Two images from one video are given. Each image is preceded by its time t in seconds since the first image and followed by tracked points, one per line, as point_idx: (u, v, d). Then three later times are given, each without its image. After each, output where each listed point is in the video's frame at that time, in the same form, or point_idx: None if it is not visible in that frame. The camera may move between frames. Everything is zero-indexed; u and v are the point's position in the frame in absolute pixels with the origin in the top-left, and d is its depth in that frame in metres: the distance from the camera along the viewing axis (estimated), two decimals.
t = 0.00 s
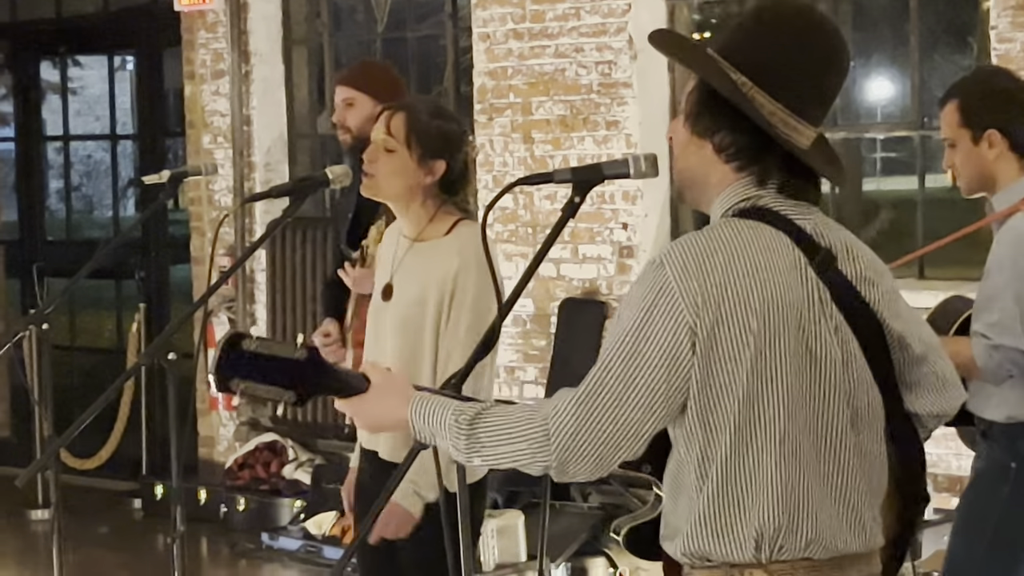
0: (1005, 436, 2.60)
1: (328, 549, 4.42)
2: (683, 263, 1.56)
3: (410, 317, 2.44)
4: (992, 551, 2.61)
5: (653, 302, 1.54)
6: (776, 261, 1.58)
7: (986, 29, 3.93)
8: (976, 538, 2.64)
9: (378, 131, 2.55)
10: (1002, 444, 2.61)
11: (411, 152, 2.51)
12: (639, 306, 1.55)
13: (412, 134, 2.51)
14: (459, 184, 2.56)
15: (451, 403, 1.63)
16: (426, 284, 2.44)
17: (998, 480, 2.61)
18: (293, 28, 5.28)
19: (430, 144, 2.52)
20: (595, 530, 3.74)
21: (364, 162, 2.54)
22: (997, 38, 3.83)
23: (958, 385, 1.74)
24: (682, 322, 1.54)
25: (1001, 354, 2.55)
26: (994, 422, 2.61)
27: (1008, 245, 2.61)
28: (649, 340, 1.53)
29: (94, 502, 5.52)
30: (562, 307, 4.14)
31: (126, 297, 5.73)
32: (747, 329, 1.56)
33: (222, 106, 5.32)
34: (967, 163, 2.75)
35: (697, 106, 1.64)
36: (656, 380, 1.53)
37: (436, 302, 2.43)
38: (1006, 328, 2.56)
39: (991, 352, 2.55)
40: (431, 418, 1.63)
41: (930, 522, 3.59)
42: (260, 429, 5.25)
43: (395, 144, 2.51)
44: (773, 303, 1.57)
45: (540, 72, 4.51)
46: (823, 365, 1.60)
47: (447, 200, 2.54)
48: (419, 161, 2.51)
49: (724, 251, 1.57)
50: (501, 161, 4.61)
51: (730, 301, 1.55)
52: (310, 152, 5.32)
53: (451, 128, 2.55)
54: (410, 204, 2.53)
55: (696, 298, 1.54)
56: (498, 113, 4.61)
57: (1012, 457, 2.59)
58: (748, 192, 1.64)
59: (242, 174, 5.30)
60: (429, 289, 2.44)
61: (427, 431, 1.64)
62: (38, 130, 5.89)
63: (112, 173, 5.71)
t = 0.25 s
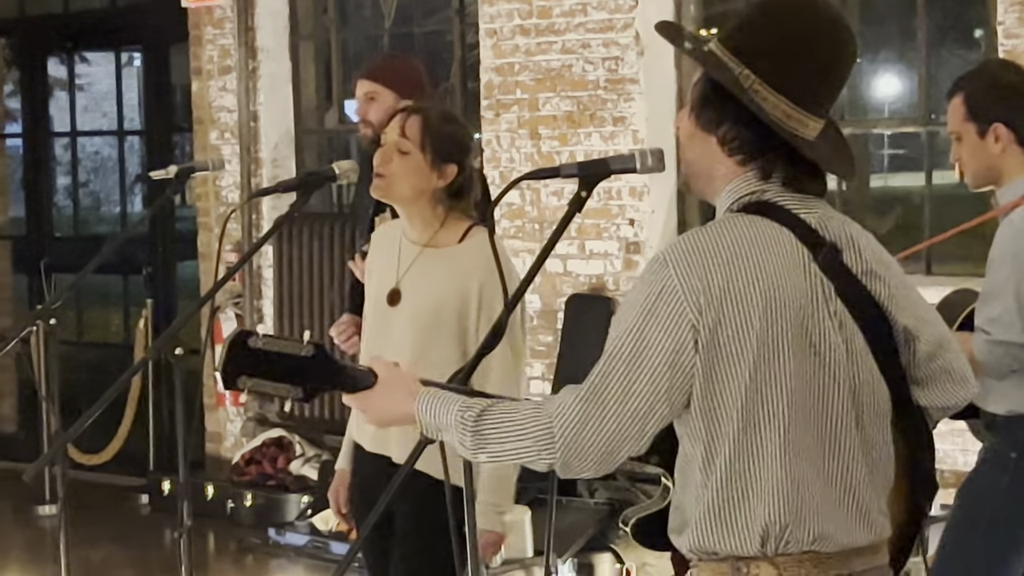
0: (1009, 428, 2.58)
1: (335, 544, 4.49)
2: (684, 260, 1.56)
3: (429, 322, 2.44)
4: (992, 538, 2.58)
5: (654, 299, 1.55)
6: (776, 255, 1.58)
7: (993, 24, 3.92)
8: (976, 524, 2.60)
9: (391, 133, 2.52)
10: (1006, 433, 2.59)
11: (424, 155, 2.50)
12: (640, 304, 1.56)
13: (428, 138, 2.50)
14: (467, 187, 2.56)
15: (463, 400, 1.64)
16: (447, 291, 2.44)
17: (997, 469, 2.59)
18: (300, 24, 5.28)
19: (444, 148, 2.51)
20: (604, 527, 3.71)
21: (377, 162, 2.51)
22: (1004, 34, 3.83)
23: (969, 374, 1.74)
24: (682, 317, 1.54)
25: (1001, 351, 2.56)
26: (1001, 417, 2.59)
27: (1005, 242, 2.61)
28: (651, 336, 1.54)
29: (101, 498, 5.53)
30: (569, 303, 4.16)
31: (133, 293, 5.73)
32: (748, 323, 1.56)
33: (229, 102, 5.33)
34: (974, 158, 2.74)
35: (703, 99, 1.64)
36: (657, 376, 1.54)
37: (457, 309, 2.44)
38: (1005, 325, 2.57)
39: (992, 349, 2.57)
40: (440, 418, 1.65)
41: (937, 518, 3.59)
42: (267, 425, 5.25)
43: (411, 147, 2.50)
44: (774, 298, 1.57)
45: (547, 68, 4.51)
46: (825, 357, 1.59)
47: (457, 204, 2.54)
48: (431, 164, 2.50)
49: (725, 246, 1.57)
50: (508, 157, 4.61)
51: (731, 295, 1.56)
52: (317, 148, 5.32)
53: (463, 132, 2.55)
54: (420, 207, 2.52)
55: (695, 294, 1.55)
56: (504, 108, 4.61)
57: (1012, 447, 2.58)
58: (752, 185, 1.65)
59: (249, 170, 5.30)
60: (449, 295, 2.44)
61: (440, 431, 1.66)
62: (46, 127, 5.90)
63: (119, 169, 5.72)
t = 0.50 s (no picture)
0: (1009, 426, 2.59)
1: (342, 540, 4.50)
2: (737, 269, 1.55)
3: (448, 321, 2.44)
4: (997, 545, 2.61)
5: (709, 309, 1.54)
6: (821, 264, 1.59)
7: (1000, 20, 3.91)
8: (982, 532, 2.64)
9: (398, 130, 2.52)
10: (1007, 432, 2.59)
11: (434, 150, 2.50)
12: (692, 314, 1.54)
13: (438, 134, 2.51)
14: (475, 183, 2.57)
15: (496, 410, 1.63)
16: (464, 287, 2.45)
17: (999, 471, 2.60)
18: (307, 20, 5.29)
19: (454, 145, 2.52)
20: (609, 522, 3.72)
21: (387, 159, 2.50)
22: (1012, 30, 3.81)
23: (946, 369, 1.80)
24: (740, 329, 1.54)
25: (991, 349, 2.52)
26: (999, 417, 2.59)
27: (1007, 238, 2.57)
28: (709, 348, 1.53)
29: (108, 494, 5.54)
30: (576, 299, 4.14)
31: (140, 289, 5.73)
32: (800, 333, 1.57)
33: (236, 98, 5.33)
34: (981, 152, 2.74)
35: (722, 107, 1.63)
36: (713, 387, 1.53)
37: (474, 305, 2.45)
38: (994, 322, 2.53)
39: (982, 347, 2.52)
40: (475, 427, 1.63)
41: (944, 514, 3.59)
42: (274, 421, 5.25)
43: (421, 144, 2.50)
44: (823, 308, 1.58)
45: (554, 64, 4.51)
46: (865, 365, 1.62)
47: (467, 202, 2.54)
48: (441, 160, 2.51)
49: (774, 256, 1.57)
50: (515, 152, 4.60)
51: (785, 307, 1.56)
52: (324, 144, 5.32)
53: (470, 131, 2.56)
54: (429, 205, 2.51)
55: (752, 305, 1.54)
56: (512, 104, 4.61)
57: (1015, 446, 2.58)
58: (776, 192, 1.64)
59: (256, 166, 5.30)
60: (465, 291, 2.45)
61: (471, 438, 1.63)
62: (53, 123, 5.91)
63: (126, 165, 5.72)
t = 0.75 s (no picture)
0: (1013, 415, 2.59)
1: (348, 538, 4.44)
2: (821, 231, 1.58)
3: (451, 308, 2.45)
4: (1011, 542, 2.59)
5: (801, 268, 1.56)
6: (880, 233, 1.64)
7: (1008, 17, 3.91)
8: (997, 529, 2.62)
9: (404, 118, 2.56)
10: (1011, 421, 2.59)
11: (441, 136, 2.53)
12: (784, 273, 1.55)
13: (442, 119, 2.54)
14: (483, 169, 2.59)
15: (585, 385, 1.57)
16: (466, 272, 2.45)
17: (1006, 463, 2.59)
18: (314, 17, 5.29)
19: (458, 129, 2.54)
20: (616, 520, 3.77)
21: (394, 148, 2.54)
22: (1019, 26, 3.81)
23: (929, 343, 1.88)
24: (828, 289, 1.56)
25: (982, 331, 2.56)
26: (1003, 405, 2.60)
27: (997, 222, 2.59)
28: (805, 305, 1.55)
29: (115, 491, 5.55)
30: (582, 297, 4.16)
31: (147, 287, 5.74)
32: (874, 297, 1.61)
33: (243, 95, 5.33)
34: (983, 137, 2.74)
35: (744, 82, 1.65)
36: (806, 348, 1.55)
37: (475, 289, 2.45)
38: (984, 305, 2.56)
39: (974, 330, 2.56)
40: (566, 401, 1.56)
41: (951, 511, 3.59)
42: (281, 418, 5.26)
43: (426, 130, 2.53)
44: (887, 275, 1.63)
45: (561, 61, 4.51)
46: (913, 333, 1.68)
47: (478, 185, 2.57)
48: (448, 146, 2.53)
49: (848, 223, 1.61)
50: (522, 150, 4.60)
51: (861, 271, 1.60)
52: (331, 142, 5.33)
53: (476, 115, 2.59)
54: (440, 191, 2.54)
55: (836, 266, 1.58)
56: (519, 102, 4.61)
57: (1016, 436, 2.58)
58: (806, 162, 1.67)
59: (263, 163, 5.30)
60: (467, 276, 2.45)
61: (554, 415, 1.57)
62: (60, 120, 5.91)
63: (134, 163, 5.73)
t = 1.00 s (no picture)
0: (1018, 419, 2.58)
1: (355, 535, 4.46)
2: (889, 235, 1.68)
3: (450, 298, 2.46)
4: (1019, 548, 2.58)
5: (881, 271, 1.64)
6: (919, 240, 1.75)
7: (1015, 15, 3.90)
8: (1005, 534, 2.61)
9: (412, 111, 2.58)
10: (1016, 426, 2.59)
11: (448, 129, 2.55)
12: (867, 276, 1.64)
13: (448, 111, 2.55)
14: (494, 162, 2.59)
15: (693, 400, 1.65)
16: (465, 260, 2.46)
17: (1012, 466, 2.60)
18: (321, 14, 5.29)
19: (465, 121, 2.56)
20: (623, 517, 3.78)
21: (402, 142, 2.56)
22: None
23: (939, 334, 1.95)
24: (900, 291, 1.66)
25: (973, 333, 2.49)
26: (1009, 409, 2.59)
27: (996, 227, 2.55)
28: (887, 305, 1.64)
29: (122, 488, 5.55)
30: (587, 294, 4.16)
31: (153, 284, 5.75)
32: (929, 299, 1.71)
33: (250, 93, 5.33)
34: (984, 142, 2.73)
35: (758, 83, 1.73)
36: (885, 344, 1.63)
37: (471, 275, 2.44)
38: (974, 306, 2.53)
39: (969, 336, 2.49)
40: (685, 414, 1.62)
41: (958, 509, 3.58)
42: (288, 416, 5.26)
43: (432, 122, 2.55)
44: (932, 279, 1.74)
45: (567, 59, 4.51)
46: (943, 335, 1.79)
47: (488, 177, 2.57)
48: (456, 138, 2.55)
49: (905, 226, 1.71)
50: (528, 147, 4.60)
51: (918, 271, 1.69)
52: (338, 139, 5.33)
53: (483, 108, 2.59)
54: (448, 182, 2.55)
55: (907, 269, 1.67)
56: (525, 99, 4.61)
57: None
58: (821, 163, 1.76)
59: (269, 161, 5.30)
60: (466, 262, 2.45)
61: (678, 428, 1.62)
62: (67, 117, 5.92)
63: (140, 160, 5.73)
